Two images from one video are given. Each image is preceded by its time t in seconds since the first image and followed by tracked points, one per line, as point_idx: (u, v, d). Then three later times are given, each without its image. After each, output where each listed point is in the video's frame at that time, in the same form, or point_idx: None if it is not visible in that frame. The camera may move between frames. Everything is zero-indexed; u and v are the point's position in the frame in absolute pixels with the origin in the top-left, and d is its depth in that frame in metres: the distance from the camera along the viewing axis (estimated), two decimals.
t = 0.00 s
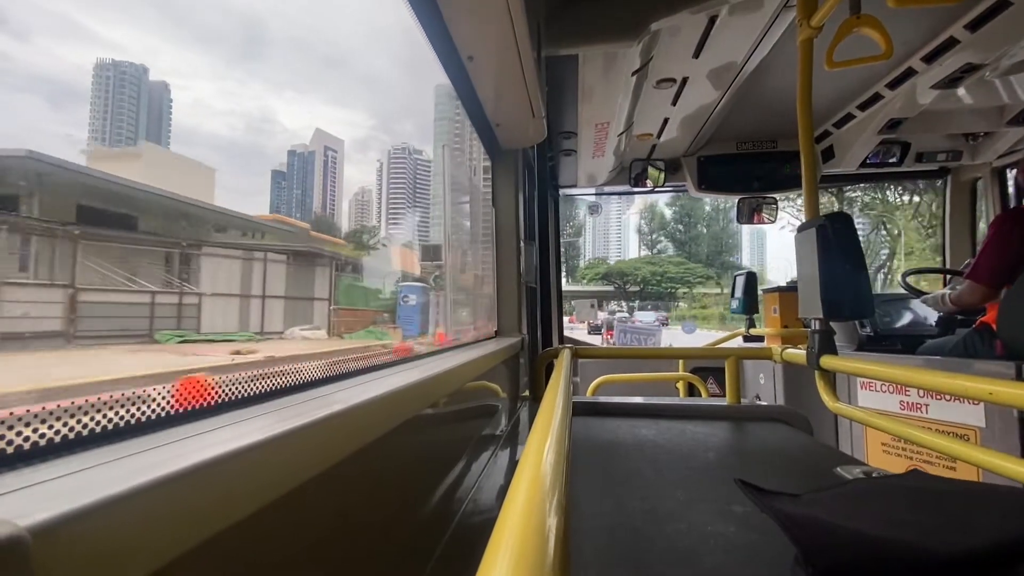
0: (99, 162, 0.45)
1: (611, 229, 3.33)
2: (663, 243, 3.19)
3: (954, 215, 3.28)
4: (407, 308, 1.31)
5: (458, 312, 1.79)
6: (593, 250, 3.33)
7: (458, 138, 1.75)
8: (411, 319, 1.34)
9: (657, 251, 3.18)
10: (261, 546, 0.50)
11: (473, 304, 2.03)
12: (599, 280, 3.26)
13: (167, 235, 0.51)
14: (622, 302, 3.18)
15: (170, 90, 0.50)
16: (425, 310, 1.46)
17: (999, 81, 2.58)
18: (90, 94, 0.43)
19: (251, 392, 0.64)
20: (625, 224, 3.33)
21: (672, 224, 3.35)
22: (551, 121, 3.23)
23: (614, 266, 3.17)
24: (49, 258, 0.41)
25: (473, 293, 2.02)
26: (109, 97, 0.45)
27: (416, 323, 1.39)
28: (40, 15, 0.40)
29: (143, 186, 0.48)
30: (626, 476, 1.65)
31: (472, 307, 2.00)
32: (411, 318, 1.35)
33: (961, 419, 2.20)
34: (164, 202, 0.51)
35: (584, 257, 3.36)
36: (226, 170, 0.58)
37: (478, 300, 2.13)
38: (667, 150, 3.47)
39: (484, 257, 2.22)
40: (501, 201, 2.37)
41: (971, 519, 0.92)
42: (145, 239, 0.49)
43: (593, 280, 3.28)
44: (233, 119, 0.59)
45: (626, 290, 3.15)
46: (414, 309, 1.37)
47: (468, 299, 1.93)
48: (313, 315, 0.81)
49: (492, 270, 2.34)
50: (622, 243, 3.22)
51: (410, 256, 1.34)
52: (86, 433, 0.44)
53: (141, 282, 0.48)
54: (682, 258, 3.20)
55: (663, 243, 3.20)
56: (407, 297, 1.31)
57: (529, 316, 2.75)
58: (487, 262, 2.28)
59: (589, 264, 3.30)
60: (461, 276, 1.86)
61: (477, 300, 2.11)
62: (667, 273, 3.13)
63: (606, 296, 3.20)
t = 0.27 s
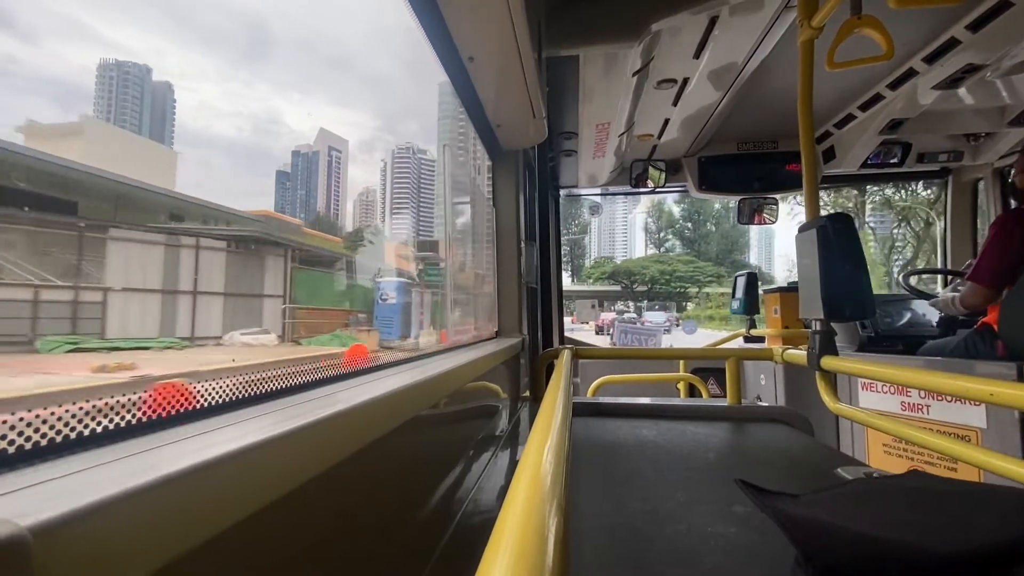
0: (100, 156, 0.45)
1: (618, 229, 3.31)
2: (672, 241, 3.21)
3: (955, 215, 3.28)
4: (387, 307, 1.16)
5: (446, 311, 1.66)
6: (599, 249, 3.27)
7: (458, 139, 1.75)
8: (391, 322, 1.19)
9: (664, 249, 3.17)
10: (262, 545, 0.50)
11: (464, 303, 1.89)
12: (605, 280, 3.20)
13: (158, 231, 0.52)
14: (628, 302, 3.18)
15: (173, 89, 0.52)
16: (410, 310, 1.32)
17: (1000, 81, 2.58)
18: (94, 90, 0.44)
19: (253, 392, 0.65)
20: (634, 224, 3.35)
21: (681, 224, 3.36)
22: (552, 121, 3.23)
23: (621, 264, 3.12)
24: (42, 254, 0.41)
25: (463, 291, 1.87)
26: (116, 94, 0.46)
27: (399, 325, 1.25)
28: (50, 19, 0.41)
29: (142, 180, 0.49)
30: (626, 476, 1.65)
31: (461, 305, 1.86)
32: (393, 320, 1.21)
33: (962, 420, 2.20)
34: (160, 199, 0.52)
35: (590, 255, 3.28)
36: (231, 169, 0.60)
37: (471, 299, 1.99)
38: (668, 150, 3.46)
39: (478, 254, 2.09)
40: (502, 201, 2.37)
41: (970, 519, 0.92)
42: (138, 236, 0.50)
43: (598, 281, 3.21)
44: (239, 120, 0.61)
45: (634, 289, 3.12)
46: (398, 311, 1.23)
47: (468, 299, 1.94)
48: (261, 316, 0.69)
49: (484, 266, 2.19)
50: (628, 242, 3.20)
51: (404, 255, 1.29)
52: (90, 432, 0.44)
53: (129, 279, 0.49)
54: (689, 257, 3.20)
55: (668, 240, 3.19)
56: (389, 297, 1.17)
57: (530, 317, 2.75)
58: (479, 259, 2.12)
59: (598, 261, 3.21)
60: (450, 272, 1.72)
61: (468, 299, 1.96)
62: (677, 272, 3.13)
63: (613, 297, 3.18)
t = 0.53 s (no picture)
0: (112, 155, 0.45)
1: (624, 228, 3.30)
2: (680, 240, 3.18)
3: (956, 216, 3.27)
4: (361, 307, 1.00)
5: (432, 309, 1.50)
6: (605, 248, 3.28)
7: (459, 138, 1.75)
8: (364, 325, 1.03)
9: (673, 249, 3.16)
10: (260, 544, 0.50)
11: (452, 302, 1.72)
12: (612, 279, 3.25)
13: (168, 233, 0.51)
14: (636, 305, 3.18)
15: (178, 90, 0.51)
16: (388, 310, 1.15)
17: (1001, 83, 2.58)
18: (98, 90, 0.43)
19: (252, 391, 0.65)
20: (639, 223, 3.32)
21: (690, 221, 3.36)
22: (552, 121, 3.23)
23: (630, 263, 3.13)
24: (37, 254, 0.40)
25: (450, 290, 1.71)
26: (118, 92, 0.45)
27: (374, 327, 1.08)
28: (61, 21, 0.40)
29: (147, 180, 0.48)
30: (626, 476, 1.66)
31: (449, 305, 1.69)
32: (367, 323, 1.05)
33: (963, 421, 2.20)
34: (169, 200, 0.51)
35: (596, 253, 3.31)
36: (237, 166, 0.60)
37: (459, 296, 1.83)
38: (668, 151, 3.46)
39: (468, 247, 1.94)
40: (502, 201, 2.37)
41: (971, 520, 0.92)
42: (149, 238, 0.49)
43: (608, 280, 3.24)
44: (247, 123, 0.61)
45: (643, 289, 3.13)
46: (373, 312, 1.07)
47: (469, 298, 1.94)
48: (184, 318, 0.54)
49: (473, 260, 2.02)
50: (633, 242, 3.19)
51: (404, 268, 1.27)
52: (91, 431, 0.44)
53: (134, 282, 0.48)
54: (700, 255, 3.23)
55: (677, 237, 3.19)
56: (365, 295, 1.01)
57: (530, 317, 2.75)
58: (469, 252, 1.95)
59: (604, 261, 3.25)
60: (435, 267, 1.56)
61: (456, 299, 1.79)
62: (687, 271, 3.13)
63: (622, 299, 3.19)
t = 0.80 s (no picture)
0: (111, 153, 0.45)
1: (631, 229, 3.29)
2: (691, 239, 3.20)
3: (954, 218, 3.28)
4: (318, 307, 0.84)
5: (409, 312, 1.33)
6: (612, 249, 3.24)
7: (458, 139, 1.75)
8: (322, 328, 0.87)
9: (682, 249, 3.15)
10: (260, 544, 0.50)
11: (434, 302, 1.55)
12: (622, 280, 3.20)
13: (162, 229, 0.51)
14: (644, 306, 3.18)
15: (183, 92, 0.52)
16: (354, 313, 0.99)
17: (999, 85, 2.58)
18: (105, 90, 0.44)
19: (250, 391, 0.65)
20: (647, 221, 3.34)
21: (700, 220, 3.38)
22: (552, 122, 3.23)
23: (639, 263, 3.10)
24: (40, 254, 0.41)
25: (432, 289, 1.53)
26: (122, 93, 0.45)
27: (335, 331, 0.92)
28: (69, 27, 0.41)
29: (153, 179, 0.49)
30: (624, 477, 1.66)
31: (431, 306, 1.52)
32: (326, 327, 0.88)
33: (960, 423, 2.20)
34: (164, 199, 0.51)
35: (603, 255, 3.24)
36: (235, 166, 0.60)
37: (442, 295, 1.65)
38: (667, 152, 3.46)
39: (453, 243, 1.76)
40: (501, 201, 2.37)
41: (967, 521, 0.92)
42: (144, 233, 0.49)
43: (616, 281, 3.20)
44: (255, 125, 0.63)
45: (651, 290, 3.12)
46: (332, 314, 0.90)
47: (467, 299, 1.94)
48: (53, 321, 0.41)
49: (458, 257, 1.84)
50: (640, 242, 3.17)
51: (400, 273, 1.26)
52: (91, 430, 0.44)
53: (133, 282, 0.49)
54: (712, 255, 3.28)
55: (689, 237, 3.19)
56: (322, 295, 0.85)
57: (529, 317, 2.75)
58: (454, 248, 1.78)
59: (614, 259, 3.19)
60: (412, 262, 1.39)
61: (440, 299, 1.62)
62: (699, 271, 3.15)
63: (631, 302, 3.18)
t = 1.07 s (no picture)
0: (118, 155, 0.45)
1: (638, 232, 3.34)
2: (703, 240, 3.29)
3: (952, 217, 3.29)
4: (254, 307, 0.65)
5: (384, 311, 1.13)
6: (619, 249, 3.30)
7: (458, 141, 1.76)
8: (260, 334, 0.68)
9: (692, 249, 3.25)
10: (261, 544, 0.50)
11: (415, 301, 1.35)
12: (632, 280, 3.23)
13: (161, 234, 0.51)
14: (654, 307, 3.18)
15: (189, 92, 0.51)
16: (308, 314, 0.79)
17: (996, 85, 2.59)
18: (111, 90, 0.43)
19: (250, 390, 0.64)
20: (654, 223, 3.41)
21: (711, 220, 3.42)
22: (551, 123, 3.24)
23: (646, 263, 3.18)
24: (47, 254, 0.41)
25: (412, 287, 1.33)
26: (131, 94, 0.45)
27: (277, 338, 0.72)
28: (84, 33, 0.41)
29: (157, 180, 0.49)
30: (625, 476, 1.66)
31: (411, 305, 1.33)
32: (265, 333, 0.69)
33: (959, 421, 2.21)
34: (168, 202, 0.51)
35: (610, 255, 3.29)
36: (236, 166, 0.60)
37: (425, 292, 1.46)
38: (666, 152, 3.47)
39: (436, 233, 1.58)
40: (500, 202, 2.38)
41: (969, 517, 0.92)
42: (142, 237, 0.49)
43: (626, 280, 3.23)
44: (259, 125, 0.63)
45: (661, 291, 3.17)
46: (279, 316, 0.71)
47: (468, 298, 1.94)
48: None
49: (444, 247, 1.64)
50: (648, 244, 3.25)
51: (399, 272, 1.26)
52: (89, 429, 0.44)
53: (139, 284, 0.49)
54: (723, 255, 3.37)
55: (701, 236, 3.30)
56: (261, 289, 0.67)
57: (528, 318, 2.76)
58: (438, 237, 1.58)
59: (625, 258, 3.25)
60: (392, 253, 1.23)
61: (422, 297, 1.42)
62: (710, 271, 3.28)
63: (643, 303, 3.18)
